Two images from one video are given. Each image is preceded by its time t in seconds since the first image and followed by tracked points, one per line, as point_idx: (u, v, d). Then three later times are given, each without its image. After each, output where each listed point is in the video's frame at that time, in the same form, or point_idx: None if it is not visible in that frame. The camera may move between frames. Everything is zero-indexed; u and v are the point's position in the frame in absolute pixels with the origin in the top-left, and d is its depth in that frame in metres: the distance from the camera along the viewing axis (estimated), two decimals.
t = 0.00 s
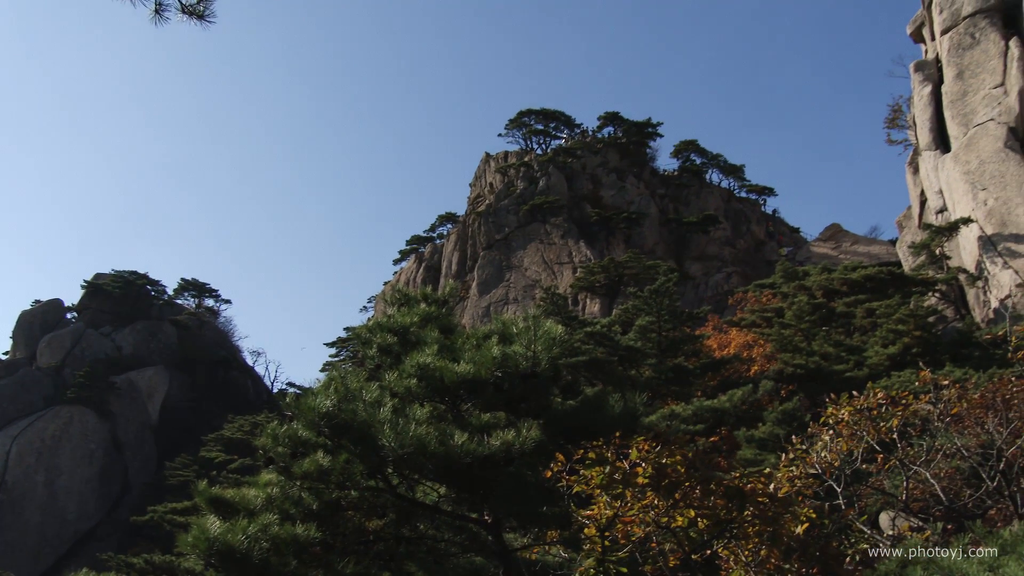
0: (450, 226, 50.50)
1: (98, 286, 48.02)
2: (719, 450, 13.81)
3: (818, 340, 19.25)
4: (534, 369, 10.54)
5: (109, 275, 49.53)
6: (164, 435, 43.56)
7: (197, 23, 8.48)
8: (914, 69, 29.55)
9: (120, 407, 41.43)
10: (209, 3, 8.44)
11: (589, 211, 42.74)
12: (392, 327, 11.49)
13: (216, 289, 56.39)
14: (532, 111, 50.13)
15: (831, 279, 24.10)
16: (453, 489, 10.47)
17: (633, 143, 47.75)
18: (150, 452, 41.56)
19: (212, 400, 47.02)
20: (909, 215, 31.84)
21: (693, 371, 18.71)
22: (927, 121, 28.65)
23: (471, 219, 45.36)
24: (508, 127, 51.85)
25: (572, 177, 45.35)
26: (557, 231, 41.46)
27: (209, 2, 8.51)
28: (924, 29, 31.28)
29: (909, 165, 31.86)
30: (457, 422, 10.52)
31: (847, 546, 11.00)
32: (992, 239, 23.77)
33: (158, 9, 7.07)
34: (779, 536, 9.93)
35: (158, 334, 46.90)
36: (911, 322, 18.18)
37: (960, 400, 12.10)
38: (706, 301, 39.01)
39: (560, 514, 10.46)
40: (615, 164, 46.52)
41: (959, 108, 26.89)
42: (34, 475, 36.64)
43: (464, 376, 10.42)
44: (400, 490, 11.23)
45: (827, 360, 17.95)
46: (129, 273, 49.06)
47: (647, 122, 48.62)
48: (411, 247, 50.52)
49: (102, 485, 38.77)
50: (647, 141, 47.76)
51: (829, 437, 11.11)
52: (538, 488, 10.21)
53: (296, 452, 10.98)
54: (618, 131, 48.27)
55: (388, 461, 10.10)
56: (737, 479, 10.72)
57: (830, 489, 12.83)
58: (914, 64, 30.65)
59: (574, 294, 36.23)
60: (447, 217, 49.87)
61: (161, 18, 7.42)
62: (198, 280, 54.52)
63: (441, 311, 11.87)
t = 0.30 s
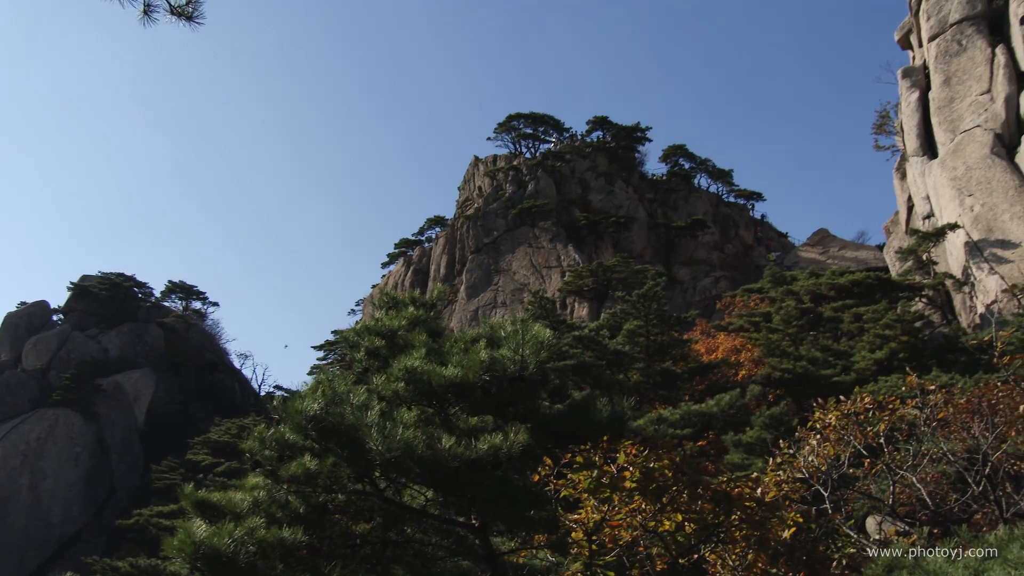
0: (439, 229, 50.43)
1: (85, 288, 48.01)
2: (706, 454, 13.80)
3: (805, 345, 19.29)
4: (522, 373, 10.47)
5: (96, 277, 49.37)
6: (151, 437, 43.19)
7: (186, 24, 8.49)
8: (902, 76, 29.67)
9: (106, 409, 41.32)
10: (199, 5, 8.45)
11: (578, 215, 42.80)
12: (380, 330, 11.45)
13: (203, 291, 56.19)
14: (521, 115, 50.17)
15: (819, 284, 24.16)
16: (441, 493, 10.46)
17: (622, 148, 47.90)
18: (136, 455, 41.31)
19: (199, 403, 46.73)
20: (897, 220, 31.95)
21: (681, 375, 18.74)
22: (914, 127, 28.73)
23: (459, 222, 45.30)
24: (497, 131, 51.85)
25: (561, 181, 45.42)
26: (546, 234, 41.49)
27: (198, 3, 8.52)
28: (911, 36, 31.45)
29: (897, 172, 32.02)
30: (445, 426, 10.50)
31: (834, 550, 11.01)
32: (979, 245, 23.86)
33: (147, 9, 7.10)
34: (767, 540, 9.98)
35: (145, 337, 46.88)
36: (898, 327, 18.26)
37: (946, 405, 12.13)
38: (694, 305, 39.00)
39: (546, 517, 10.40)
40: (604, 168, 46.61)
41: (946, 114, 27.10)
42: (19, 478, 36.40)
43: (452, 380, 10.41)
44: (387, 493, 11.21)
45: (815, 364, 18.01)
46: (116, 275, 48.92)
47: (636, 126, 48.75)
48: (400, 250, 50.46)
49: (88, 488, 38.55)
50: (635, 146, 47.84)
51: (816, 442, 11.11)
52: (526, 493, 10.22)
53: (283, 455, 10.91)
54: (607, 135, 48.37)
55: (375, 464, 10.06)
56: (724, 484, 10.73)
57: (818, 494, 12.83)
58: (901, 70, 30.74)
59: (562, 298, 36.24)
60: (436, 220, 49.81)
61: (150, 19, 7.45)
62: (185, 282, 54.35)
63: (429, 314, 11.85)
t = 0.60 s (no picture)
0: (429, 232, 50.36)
1: (73, 289, 47.79)
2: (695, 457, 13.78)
3: (794, 348, 19.31)
4: (511, 376, 10.49)
5: (84, 279, 49.24)
6: (138, 439, 43.18)
7: (175, 25, 8.49)
8: (891, 80, 29.69)
9: (93, 411, 41.10)
10: (188, 5, 8.47)
11: (568, 218, 42.88)
12: (369, 332, 11.43)
13: (192, 293, 56.07)
14: (511, 118, 50.14)
15: (808, 288, 24.21)
16: (430, 496, 10.42)
17: (612, 151, 47.80)
18: (124, 457, 41.27)
19: (187, 405, 46.75)
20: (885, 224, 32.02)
21: (670, 378, 18.78)
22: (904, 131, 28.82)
23: (449, 224, 45.23)
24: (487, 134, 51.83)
25: (551, 184, 45.52)
26: (535, 237, 41.58)
27: (187, 4, 8.53)
28: (901, 41, 31.54)
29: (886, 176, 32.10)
30: (433, 428, 10.49)
31: (823, 553, 11.03)
32: (967, 249, 23.94)
33: (135, 9, 7.10)
34: (756, 543, 9.98)
35: (134, 338, 46.81)
36: (887, 331, 18.33)
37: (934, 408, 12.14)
38: (683, 309, 39.09)
39: (535, 520, 10.35)
40: (594, 171, 46.67)
41: (935, 119, 27.16)
42: (4, 480, 35.93)
43: (441, 383, 10.40)
44: (376, 496, 11.24)
45: (804, 367, 18.03)
46: (104, 276, 48.81)
47: (626, 129, 48.80)
48: (390, 252, 50.40)
49: (74, 490, 38.33)
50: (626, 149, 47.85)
51: (805, 445, 11.11)
52: (515, 495, 10.24)
53: (272, 457, 10.91)
54: (598, 138, 48.38)
55: (364, 467, 10.07)
56: (713, 487, 10.75)
57: (807, 497, 12.85)
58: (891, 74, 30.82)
59: (552, 301, 36.26)
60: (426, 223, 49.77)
61: (139, 20, 7.46)
62: (174, 284, 54.21)
63: (419, 317, 11.84)
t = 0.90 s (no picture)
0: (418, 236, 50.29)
1: (59, 292, 47.62)
2: (682, 463, 13.76)
3: (782, 355, 19.33)
4: (499, 381, 10.45)
5: (70, 282, 49.06)
6: (125, 444, 42.95)
7: (165, 29, 8.45)
8: (879, 88, 29.74)
9: (79, 415, 40.87)
10: (178, 10, 8.45)
11: (557, 224, 42.86)
12: (357, 338, 11.42)
13: (179, 297, 55.90)
14: (501, 123, 50.17)
15: (796, 294, 24.25)
16: (418, 501, 10.41)
17: (601, 156, 48.00)
18: (110, 462, 41.03)
19: (174, 409, 46.61)
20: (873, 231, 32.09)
21: (658, 385, 18.80)
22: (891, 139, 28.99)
23: (437, 229, 45.16)
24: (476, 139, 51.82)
25: (540, 190, 45.52)
26: (524, 243, 41.63)
27: (177, 9, 8.49)
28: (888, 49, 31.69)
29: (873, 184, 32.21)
30: (421, 433, 10.47)
31: (809, 559, 11.05)
32: (954, 256, 24.05)
33: (125, 13, 7.07)
34: (742, 550, 10.08)
35: (120, 341, 46.57)
36: (874, 338, 18.38)
37: (921, 415, 12.14)
38: (672, 314, 39.18)
39: (524, 527, 10.30)
40: (583, 177, 46.71)
41: (922, 127, 27.27)
42: None
43: (428, 388, 10.40)
44: (363, 501, 11.25)
45: (792, 374, 18.10)
46: (90, 280, 48.62)
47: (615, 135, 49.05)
48: (378, 256, 50.32)
49: (59, 495, 38.08)
50: (615, 155, 48.12)
51: (792, 451, 11.14)
52: (502, 501, 10.22)
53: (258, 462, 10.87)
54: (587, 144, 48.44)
55: (351, 472, 10.06)
56: (701, 493, 10.73)
57: (794, 503, 12.87)
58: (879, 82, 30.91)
59: (540, 307, 36.26)
60: (414, 227, 49.70)
61: (128, 24, 7.43)
62: (161, 287, 54.04)
63: (407, 321, 11.81)
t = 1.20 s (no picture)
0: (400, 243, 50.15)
1: (39, 296, 47.40)
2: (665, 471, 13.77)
3: (764, 363, 19.36)
4: (481, 389, 10.54)
5: (51, 286, 48.80)
6: (104, 449, 42.60)
7: (148, 32, 8.44)
8: (861, 99, 29.86)
9: (58, 421, 40.55)
10: (160, 13, 8.44)
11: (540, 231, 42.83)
12: (339, 344, 11.39)
13: (161, 302, 55.62)
14: (484, 130, 50.12)
15: (778, 303, 24.29)
16: (399, 508, 10.39)
17: (585, 164, 47.92)
18: (88, 468, 40.70)
19: (154, 415, 46.35)
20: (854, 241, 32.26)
21: (640, 393, 18.82)
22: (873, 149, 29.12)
23: (420, 236, 45.09)
24: (460, 146, 51.83)
25: (523, 198, 45.56)
26: (507, 250, 41.54)
27: (160, 12, 8.48)
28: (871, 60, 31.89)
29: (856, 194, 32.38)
30: (403, 441, 10.42)
31: (790, 568, 11.08)
32: (934, 266, 24.21)
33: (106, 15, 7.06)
34: (724, 559, 10.02)
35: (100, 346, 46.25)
36: (855, 346, 18.46)
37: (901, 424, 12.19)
38: (654, 323, 39.33)
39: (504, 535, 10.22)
40: (567, 184, 46.71)
41: (903, 138, 27.49)
42: None
43: (410, 395, 10.37)
44: (344, 508, 11.20)
45: (773, 383, 18.08)
46: (71, 284, 48.38)
47: (598, 143, 48.95)
48: (361, 263, 50.21)
49: (36, 501, 37.71)
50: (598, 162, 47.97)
51: (773, 460, 11.14)
52: (484, 507, 10.23)
53: (238, 469, 10.76)
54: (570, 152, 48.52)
55: (331, 479, 10.03)
56: (682, 501, 10.74)
57: (775, 511, 12.95)
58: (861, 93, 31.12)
59: (523, 314, 36.27)
60: (397, 234, 49.63)
61: (110, 26, 7.43)
62: (142, 292, 53.78)
63: (389, 328, 11.77)
